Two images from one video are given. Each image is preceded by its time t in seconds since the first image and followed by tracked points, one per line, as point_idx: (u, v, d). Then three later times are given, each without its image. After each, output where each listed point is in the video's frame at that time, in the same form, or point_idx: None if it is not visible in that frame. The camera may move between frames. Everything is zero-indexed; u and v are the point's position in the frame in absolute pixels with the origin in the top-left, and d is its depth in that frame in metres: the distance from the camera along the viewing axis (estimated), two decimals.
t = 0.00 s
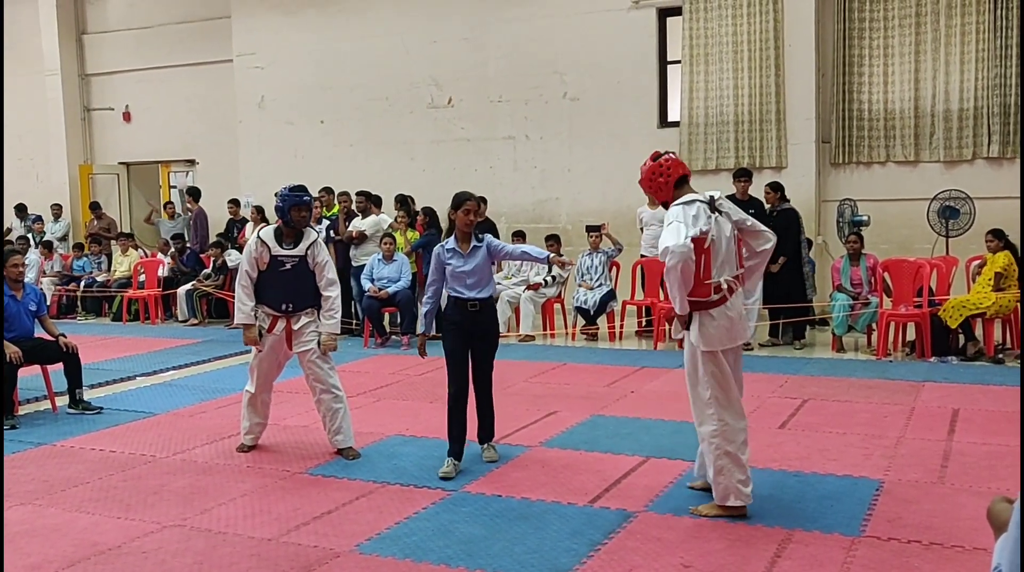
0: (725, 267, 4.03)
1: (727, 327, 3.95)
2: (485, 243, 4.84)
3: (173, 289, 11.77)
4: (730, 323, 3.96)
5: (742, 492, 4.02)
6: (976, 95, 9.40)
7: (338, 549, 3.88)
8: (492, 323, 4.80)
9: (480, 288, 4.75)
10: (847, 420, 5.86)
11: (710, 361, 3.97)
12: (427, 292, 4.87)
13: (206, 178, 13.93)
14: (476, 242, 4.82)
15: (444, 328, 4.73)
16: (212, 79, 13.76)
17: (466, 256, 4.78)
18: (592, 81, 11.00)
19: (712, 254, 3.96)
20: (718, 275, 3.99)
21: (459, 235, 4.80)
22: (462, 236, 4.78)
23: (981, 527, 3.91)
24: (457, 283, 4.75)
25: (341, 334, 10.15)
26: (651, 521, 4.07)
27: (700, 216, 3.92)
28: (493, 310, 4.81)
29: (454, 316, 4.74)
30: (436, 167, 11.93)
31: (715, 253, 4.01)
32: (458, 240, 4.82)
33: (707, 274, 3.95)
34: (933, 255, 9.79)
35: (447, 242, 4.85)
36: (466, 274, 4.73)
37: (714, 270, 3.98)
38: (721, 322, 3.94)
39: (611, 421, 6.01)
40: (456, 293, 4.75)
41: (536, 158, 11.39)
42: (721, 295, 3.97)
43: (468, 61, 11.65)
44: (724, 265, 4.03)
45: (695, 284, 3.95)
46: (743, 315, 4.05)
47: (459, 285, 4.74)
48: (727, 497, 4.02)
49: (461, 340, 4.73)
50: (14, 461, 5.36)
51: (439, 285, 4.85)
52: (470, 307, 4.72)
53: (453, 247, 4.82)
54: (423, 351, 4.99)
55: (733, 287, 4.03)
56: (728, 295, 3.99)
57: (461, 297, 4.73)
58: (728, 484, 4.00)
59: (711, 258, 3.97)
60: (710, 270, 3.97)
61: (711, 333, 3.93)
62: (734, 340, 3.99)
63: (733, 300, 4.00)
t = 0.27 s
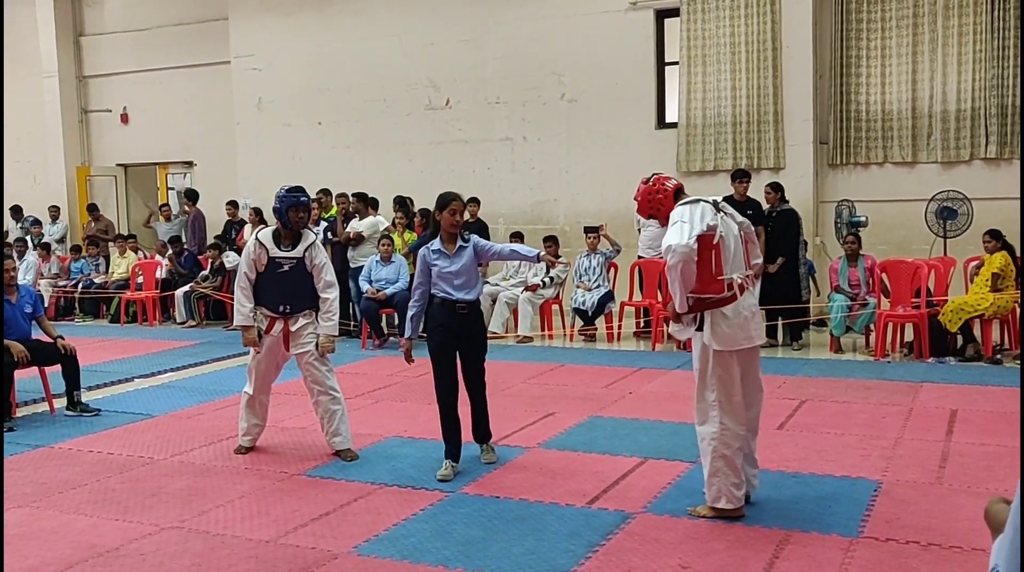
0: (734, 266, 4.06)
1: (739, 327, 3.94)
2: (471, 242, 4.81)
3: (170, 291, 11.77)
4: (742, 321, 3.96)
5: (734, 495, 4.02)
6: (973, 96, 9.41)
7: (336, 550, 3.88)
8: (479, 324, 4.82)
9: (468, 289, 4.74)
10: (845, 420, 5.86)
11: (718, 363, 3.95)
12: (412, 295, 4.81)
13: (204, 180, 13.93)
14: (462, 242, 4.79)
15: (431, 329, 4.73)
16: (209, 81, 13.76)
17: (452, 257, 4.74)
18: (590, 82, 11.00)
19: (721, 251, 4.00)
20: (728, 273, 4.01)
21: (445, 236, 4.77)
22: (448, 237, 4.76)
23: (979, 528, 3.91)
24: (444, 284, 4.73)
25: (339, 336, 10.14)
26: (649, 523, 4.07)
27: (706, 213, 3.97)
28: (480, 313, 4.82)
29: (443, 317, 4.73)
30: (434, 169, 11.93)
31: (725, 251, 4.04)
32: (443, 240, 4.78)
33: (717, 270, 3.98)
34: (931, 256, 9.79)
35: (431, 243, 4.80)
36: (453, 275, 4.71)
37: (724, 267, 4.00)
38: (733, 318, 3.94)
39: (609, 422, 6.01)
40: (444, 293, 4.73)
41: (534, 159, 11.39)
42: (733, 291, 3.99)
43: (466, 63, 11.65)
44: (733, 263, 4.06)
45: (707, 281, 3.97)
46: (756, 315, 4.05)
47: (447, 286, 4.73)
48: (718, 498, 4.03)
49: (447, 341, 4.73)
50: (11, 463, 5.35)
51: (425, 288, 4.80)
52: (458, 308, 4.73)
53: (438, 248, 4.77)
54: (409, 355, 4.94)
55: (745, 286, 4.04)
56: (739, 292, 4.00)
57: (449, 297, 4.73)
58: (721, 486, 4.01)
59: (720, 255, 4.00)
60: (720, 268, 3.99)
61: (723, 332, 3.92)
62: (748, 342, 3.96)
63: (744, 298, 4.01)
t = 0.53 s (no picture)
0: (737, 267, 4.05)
1: (740, 328, 3.92)
2: (461, 244, 4.80)
3: (169, 292, 11.76)
4: (742, 321, 3.94)
5: (738, 496, 4.03)
6: (971, 97, 9.41)
7: (335, 552, 3.88)
8: (471, 327, 4.81)
9: (458, 291, 4.74)
10: (844, 421, 5.86)
11: (719, 363, 3.95)
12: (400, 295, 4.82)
13: (202, 181, 13.93)
14: (452, 244, 4.78)
15: (421, 332, 4.71)
16: (207, 82, 13.75)
17: (442, 259, 4.75)
18: (588, 83, 11.00)
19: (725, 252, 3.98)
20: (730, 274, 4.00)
21: (434, 236, 4.75)
22: (437, 238, 4.74)
23: (978, 529, 3.91)
24: (435, 285, 4.73)
25: (337, 337, 10.14)
26: (648, 524, 4.07)
27: (713, 214, 3.97)
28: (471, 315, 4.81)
29: (433, 319, 4.72)
30: (432, 170, 11.93)
31: (727, 252, 4.02)
32: (432, 242, 4.77)
33: (719, 271, 3.97)
34: (929, 256, 9.79)
35: (420, 245, 4.80)
36: (444, 277, 4.71)
37: (726, 269, 3.99)
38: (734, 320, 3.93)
39: (608, 423, 6.01)
40: (435, 295, 4.73)
41: (532, 160, 11.39)
42: (733, 291, 3.96)
43: (464, 64, 11.65)
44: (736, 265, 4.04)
45: (707, 282, 3.97)
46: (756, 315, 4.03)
47: (436, 288, 4.73)
48: (723, 500, 4.04)
49: (438, 343, 4.73)
50: (10, 465, 5.35)
51: (414, 289, 4.81)
52: (448, 311, 4.71)
53: (428, 250, 4.77)
54: (395, 358, 4.91)
55: (745, 286, 4.02)
56: (740, 292, 3.98)
57: (439, 300, 4.72)
58: (725, 487, 4.02)
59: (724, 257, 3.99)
60: (722, 269, 3.98)
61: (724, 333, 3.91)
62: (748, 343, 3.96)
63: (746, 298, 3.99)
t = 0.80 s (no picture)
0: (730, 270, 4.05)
1: (727, 331, 3.93)
2: (454, 246, 4.81)
3: (167, 294, 11.76)
4: (731, 325, 3.95)
5: (730, 495, 4.02)
6: (969, 97, 9.42)
7: (333, 554, 3.87)
8: (465, 328, 4.80)
9: (451, 293, 4.73)
10: (841, 422, 5.86)
11: (707, 363, 3.96)
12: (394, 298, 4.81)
13: (200, 183, 13.92)
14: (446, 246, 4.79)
15: (416, 334, 4.73)
16: (205, 83, 13.74)
17: (435, 260, 4.76)
18: (585, 84, 11.01)
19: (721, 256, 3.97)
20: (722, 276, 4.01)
21: (428, 238, 4.76)
22: (431, 239, 4.75)
23: (977, 529, 3.91)
24: (428, 287, 4.72)
25: (335, 339, 10.13)
26: (647, 525, 4.07)
27: (717, 220, 3.95)
28: (466, 317, 4.80)
29: (427, 321, 4.73)
30: (430, 171, 11.93)
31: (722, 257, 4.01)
32: (426, 243, 4.77)
33: (712, 275, 3.97)
34: (927, 256, 9.80)
35: (414, 246, 4.79)
36: (437, 279, 4.71)
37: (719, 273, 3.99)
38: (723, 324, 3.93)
39: (605, 424, 6.01)
40: (428, 297, 4.73)
41: (529, 161, 11.39)
42: (723, 295, 3.97)
43: (461, 65, 11.65)
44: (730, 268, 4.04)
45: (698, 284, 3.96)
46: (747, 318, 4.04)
47: (430, 290, 4.72)
48: (715, 499, 4.04)
49: (431, 345, 4.73)
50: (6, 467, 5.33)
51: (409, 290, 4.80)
52: (441, 312, 4.71)
53: (422, 251, 4.77)
54: (386, 360, 4.88)
55: (734, 290, 4.02)
56: (729, 296, 3.99)
57: (432, 301, 4.72)
58: (717, 486, 4.01)
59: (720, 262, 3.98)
60: (715, 272, 3.98)
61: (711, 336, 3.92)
62: (736, 344, 3.96)
63: (735, 301, 4.00)
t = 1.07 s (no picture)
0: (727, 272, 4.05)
1: (719, 332, 3.95)
2: (451, 247, 4.81)
3: (164, 295, 11.74)
4: (724, 326, 3.97)
5: (720, 494, 4.03)
6: (966, 97, 9.43)
7: (331, 555, 3.87)
8: (461, 329, 4.78)
9: (446, 294, 4.72)
10: (839, 422, 5.86)
11: (699, 362, 3.97)
12: (392, 299, 4.83)
13: (198, 184, 13.91)
14: (441, 247, 4.78)
15: (410, 336, 4.72)
16: (202, 85, 13.73)
17: (431, 261, 4.75)
18: (583, 85, 11.01)
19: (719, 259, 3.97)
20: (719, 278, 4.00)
21: (424, 240, 4.75)
22: (427, 240, 4.74)
23: (975, 529, 3.91)
24: (423, 289, 4.72)
25: (332, 340, 10.12)
26: (644, 525, 4.07)
27: (718, 221, 3.96)
28: (461, 318, 4.78)
29: (422, 323, 4.72)
30: (427, 172, 11.93)
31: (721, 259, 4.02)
32: (422, 244, 4.77)
33: (709, 276, 3.97)
34: (924, 257, 9.81)
35: (411, 248, 4.79)
36: (432, 280, 4.70)
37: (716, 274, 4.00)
38: (716, 325, 3.95)
39: (603, 425, 6.00)
40: (423, 298, 4.71)
41: (527, 162, 11.39)
42: (718, 296, 3.99)
43: (459, 66, 11.65)
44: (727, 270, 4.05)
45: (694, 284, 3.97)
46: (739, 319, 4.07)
47: (425, 291, 4.71)
48: (704, 498, 4.04)
49: (427, 347, 4.72)
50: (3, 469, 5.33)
51: (404, 291, 4.81)
52: (436, 314, 4.69)
53: (418, 252, 4.77)
54: (387, 361, 4.88)
55: (730, 292, 4.04)
56: (724, 298, 4.01)
57: (427, 303, 4.71)
58: (706, 486, 4.02)
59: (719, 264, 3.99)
60: (713, 274, 3.98)
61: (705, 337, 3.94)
62: (726, 344, 3.98)
63: (730, 302, 4.02)
